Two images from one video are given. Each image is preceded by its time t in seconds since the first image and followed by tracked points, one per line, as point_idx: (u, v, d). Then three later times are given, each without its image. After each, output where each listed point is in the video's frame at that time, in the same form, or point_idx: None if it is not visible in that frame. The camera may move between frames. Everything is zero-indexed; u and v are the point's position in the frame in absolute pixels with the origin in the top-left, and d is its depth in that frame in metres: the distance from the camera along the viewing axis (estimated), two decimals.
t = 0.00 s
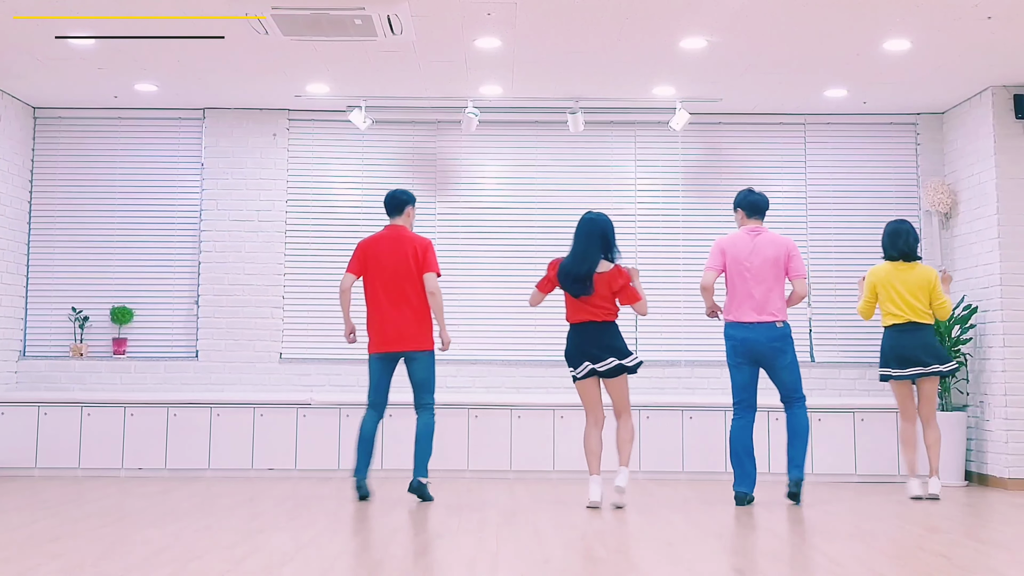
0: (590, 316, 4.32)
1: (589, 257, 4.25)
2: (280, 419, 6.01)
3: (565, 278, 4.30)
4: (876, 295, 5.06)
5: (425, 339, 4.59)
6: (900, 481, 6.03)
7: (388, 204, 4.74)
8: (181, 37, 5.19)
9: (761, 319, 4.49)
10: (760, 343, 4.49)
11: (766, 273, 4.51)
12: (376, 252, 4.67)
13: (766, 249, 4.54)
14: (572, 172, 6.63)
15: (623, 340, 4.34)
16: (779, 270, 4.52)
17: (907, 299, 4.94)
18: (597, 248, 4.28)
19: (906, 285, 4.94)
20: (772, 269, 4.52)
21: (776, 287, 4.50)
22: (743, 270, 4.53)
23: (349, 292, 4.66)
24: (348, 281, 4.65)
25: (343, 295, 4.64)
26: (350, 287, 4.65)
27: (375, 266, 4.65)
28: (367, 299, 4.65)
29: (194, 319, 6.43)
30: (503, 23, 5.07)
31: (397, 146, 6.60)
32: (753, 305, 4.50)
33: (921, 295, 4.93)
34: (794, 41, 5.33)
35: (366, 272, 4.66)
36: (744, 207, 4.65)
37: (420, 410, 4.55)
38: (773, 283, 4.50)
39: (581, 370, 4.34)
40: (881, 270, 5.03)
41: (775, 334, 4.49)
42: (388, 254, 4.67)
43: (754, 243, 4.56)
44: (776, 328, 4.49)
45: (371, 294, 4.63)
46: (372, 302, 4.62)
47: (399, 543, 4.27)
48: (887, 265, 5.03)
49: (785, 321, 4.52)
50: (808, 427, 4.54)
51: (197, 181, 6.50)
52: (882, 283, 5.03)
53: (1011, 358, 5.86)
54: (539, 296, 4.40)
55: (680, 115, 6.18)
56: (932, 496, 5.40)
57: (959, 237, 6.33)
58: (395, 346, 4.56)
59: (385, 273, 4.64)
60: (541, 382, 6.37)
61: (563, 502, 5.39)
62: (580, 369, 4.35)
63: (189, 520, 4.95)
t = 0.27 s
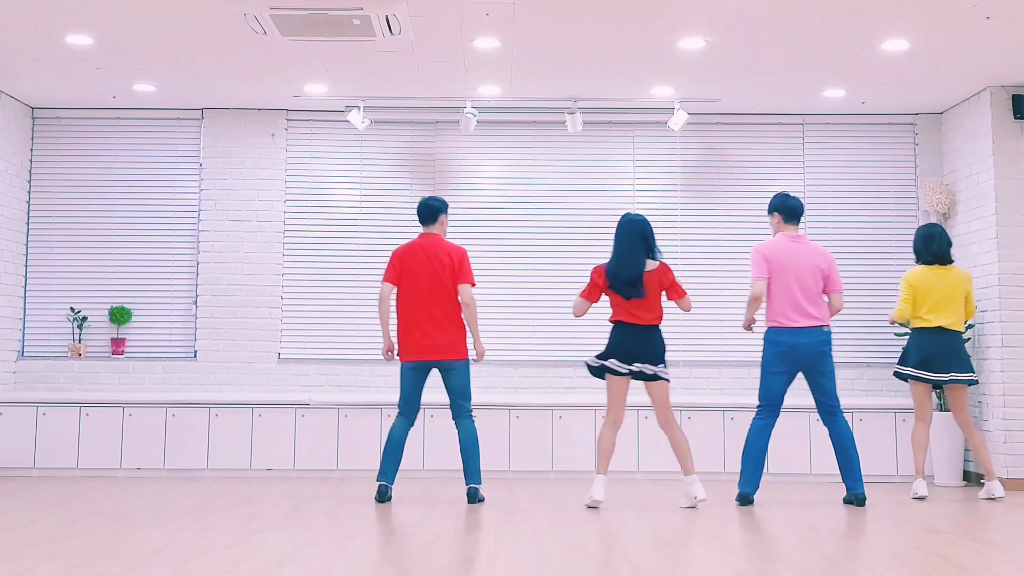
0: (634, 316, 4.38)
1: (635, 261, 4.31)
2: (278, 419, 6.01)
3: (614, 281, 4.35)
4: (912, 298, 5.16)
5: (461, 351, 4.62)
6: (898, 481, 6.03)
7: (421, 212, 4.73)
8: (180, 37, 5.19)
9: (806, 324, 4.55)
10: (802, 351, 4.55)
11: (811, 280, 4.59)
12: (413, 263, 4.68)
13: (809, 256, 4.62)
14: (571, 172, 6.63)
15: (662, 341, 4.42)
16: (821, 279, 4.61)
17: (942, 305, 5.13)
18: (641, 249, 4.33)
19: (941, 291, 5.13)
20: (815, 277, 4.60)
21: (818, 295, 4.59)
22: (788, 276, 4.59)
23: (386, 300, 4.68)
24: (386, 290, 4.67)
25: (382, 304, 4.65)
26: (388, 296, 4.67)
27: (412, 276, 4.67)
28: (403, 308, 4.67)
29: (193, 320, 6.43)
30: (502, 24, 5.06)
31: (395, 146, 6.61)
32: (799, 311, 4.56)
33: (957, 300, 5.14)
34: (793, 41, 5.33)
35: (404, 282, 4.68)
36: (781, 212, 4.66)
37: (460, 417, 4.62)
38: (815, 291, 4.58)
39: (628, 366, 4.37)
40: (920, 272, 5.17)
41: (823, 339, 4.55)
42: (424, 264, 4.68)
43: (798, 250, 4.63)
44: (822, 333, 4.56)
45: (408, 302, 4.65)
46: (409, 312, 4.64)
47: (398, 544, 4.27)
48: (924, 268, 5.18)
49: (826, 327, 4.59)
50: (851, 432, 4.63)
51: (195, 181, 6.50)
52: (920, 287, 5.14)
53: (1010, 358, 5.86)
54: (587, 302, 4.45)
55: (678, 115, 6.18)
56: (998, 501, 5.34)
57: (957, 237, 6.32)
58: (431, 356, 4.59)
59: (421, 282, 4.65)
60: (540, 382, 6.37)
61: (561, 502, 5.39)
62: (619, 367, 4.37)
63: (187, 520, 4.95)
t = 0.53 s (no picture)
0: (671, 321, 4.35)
1: (672, 266, 4.29)
2: (277, 419, 6.01)
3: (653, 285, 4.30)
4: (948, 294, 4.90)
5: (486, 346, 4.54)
6: (897, 481, 6.03)
7: (447, 206, 4.66)
8: (179, 37, 5.19)
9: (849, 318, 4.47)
10: (847, 344, 4.45)
11: (851, 276, 4.54)
12: (442, 254, 4.59)
13: (847, 251, 4.58)
14: (569, 172, 6.63)
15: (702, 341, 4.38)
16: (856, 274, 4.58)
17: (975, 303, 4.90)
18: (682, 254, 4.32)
19: (973, 288, 4.91)
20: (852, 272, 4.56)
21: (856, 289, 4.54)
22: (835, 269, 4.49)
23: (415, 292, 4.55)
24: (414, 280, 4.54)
25: (410, 295, 4.52)
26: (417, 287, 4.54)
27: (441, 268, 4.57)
28: (431, 301, 4.55)
29: (191, 320, 6.43)
30: (500, 24, 5.06)
31: (394, 146, 6.61)
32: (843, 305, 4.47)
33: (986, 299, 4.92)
34: (791, 41, 5.33)
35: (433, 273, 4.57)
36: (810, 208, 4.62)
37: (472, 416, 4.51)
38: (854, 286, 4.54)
39: (675, 379, 4.33)
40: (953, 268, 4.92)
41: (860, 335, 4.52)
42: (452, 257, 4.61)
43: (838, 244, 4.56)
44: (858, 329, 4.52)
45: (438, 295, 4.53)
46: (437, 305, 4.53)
47: (396, 544, 4.27)
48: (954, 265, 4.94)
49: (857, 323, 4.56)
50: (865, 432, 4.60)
51: (194, 181, 6.50)
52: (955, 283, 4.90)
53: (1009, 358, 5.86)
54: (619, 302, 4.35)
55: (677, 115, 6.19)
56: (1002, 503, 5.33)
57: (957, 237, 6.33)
58: (457, 349, 4.47)
59: (450, 275, 4.57)
60: (538, 382, 6.37)
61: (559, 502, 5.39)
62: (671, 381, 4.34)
63: (186, 520, 4.95)
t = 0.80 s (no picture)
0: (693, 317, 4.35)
1: (695, 264, 4.34)
2: (276, 419, 6.01)
3: (680, 284, 4.33)
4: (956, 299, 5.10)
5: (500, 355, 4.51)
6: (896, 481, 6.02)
7: (456, 215, 4.66)
8: (178, 37, 5.19)
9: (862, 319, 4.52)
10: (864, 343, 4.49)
11: (861, 275, 4.56)
12: (454, 264, 4.58)
13: (858, 251, 4.61)
14: (568, 172, 6.63)
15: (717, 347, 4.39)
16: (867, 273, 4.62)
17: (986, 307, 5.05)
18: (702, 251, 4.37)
19: (983, 291, 5.08)
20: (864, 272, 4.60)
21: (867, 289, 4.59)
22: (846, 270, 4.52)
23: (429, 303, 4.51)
24: (427, 291, 4.51)
25: (424, 305, 4.49)
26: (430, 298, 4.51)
27: (452, 278, 4.56)
28: (444, 311, 4.52)
29: (190, 320, 6.44)
30: (499, 24, 5.06)
31: (392, 146, 6.61)
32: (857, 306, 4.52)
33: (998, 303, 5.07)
34: (790, 42, 5.33)
35: (445, 283, 4.55)
36: (821, 208, 4.63)
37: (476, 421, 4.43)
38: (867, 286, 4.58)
39: (696, 375, 4.30)
40: (964, 270, 5.12)
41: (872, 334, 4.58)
42: (464, 267, 4.59)
43: (848, 244, 4.59)
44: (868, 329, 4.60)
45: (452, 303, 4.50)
46: (451, 313, 4.50)
47: (395, 544, 4.28)
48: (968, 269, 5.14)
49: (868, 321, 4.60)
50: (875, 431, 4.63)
51: (193, 181, 6.50)
52: (963, 287, 5.08)
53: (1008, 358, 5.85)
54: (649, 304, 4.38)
55: (675, 115, 6.19)
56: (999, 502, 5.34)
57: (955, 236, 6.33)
58: (473, 358, 4.43)
59: (463, 285, 4.55)
60: (537, 382, 6.36)
61: (558, 502, 5.39)
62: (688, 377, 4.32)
63: (184, 520, 4.95)
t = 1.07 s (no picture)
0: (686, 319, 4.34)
1: (692, 266, 4.34)
2: (274, 419, 6.01)
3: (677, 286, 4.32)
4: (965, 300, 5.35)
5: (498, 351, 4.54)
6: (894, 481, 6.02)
7: (458, 209, 4.65)
8: (176, 37, 5.19)
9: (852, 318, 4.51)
10: (855, 342, 4.48)
11: (849, 273, 4.54)
12: (454, 259, 4.59)
13: (845, 248, 4.59)
14: (566, 172, 6.63)
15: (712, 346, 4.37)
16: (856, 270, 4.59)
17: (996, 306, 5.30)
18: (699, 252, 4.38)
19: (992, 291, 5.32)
20: (852, 269, 4.57)
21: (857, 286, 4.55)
22: (830, 270, 4.52)
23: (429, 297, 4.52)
24: (427, 285, 4.51)
25: (424, 301, 4.49)
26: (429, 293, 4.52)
27: (452, 273, 4.57)
28: (443, 305, 4.52)
29: (188, 320, 6.44)
30: (497, 24, 5.06)
31: (391, 146, 6.61)
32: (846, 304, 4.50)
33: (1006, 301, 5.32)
34: (788, 42, 5.33)
35: (444, 278, 4.56)
36: (807, 206, 4.63)
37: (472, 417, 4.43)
38: (855, 283, 4.55)
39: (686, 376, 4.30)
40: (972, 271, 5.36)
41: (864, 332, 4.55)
42: (464, 263, 4.61)
43: (836, 243, 4.58)
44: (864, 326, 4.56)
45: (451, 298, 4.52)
46: (450, 309, 4.50)
47: (393, 544, 4.28)
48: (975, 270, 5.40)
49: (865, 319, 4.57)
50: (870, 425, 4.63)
51: (191, 182, 6.50)
52: (972, 288, 5.33)
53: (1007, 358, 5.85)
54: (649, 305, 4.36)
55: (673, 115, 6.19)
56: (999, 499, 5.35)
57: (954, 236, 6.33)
58: (472, 354, 4.45)
59: (462, 280, 4.56)
60: (536, 382, 6.36)
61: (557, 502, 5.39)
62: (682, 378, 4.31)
63: (182, 520, 4.95)
